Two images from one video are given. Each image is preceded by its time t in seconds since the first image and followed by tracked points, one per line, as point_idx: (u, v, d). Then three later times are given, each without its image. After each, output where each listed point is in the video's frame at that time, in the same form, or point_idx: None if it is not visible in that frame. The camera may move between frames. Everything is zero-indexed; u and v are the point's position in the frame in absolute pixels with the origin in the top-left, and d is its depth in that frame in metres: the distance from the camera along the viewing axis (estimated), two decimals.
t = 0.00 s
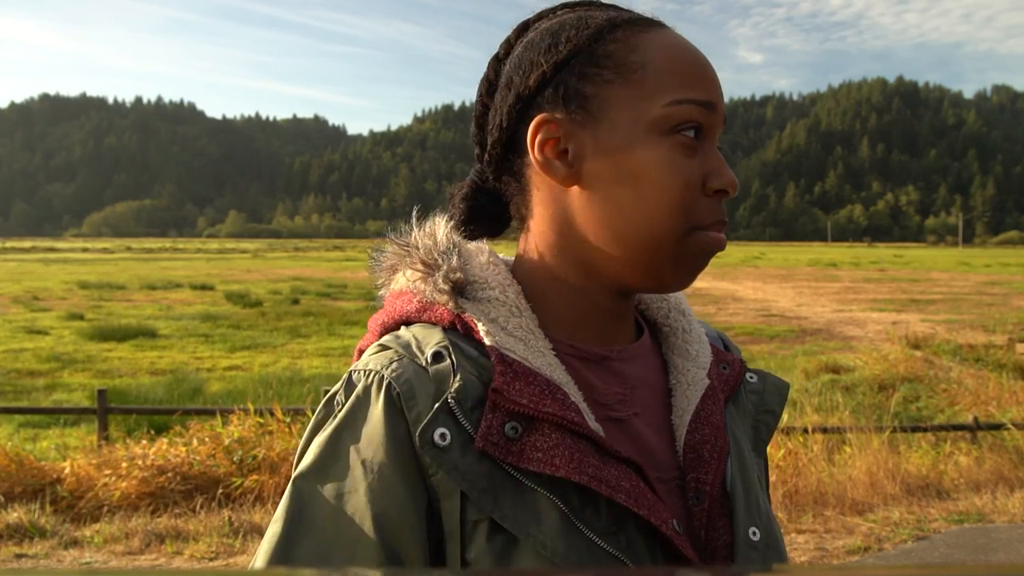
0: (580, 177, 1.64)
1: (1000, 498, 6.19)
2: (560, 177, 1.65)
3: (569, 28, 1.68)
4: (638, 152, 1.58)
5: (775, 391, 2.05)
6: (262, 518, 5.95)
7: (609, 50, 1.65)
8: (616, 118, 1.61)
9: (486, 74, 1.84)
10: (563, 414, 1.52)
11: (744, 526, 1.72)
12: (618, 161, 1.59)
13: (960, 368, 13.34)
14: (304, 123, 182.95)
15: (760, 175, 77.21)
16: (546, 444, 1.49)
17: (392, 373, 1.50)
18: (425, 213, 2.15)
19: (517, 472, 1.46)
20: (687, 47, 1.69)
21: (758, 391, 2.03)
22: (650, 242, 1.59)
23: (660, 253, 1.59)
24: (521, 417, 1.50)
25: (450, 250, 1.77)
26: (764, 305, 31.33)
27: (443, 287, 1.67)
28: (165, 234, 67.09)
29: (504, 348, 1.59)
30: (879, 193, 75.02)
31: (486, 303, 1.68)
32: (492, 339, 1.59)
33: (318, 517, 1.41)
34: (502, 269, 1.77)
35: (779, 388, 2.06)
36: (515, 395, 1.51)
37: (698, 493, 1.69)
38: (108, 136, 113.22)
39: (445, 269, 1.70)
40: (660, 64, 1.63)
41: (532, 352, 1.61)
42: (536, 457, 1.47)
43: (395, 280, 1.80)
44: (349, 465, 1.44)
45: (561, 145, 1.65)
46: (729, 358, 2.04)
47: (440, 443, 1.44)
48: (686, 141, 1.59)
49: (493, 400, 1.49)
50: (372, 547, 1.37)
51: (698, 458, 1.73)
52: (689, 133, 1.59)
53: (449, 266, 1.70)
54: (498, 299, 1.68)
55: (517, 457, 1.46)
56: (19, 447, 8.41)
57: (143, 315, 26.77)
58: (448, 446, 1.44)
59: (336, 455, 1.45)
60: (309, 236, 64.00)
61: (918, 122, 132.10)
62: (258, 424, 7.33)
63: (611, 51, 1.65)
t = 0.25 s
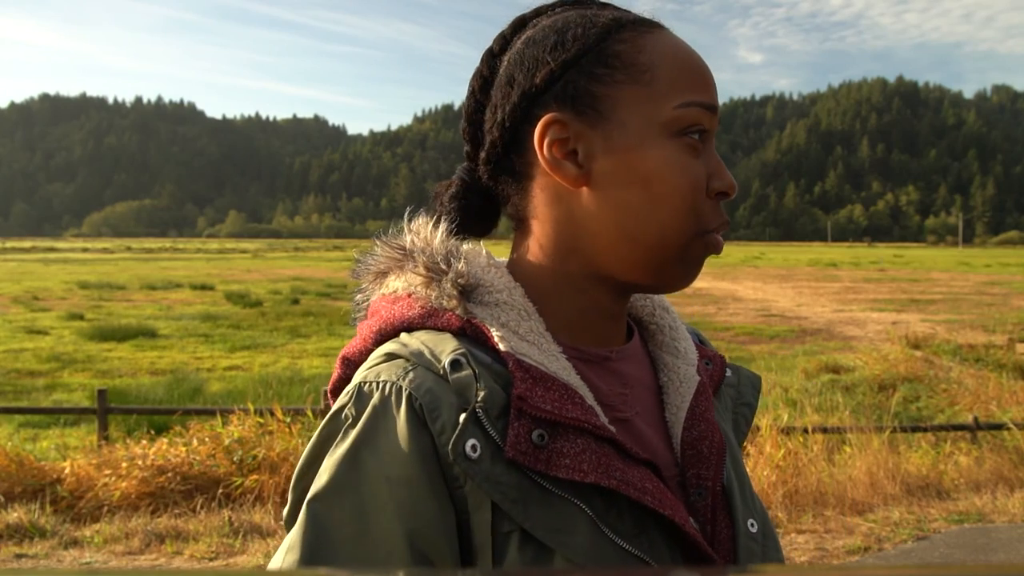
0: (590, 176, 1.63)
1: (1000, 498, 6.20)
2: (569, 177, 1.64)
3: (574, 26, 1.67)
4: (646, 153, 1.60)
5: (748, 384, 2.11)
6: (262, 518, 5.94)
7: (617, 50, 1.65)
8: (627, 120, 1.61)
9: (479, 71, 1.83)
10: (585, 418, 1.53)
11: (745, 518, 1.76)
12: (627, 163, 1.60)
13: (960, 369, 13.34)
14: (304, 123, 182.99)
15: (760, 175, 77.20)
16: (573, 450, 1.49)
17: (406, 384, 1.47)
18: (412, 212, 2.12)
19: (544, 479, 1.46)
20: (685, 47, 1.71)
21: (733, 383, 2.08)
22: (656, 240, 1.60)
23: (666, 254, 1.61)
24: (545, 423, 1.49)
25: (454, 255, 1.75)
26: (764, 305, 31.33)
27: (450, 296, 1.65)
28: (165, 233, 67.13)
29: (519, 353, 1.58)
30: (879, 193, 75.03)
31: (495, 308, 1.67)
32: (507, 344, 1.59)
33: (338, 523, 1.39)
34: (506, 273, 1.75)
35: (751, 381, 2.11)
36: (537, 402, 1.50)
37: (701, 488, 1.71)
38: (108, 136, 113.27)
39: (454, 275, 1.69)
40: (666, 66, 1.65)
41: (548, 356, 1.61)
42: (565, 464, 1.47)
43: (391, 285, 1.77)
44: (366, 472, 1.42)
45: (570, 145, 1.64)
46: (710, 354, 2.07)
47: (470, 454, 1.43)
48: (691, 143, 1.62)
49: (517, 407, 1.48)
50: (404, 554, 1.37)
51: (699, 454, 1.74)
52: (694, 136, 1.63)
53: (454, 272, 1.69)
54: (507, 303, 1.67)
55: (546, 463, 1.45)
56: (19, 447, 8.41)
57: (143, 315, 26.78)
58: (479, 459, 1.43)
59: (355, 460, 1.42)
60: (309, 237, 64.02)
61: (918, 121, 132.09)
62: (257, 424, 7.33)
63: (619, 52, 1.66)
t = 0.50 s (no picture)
0: (593, 178, 1.63)
1: (1000, 498, 6.20)
2: (569, 180, 1.64)
3: (573, 25, 1.67)
4: (648, 152, 1.60)
5: (742, 383, 2.11)
6: (262, 518, 5.94)
7: (618, 52, 1.65)
8: (629, 120, 1.61)
9: (475, 71, 1.82)
10: (585, 421, 1.53)
11: (744, 515, 1.76)
12: (629, 162, 1.60)
13: (960, 369, 13.33)
14: (304, 123, 182.93)
15: (759, 175, 77.17)
16: (575, 453, 1.49)
17: (405, 389, 1.47)
18: (407, 215, 2.12)
19: (545, 483, 1.46)
20: (685, 46, 1.71)
21: (728, 382, 2.09)
22: (657, 241, 1.60)
23: (667, 253, 1.60)
24: (545, 428, 1.49)
25: (450, 257, 1.74)
26: (764, 305, 31.32)
27: (446, 299, 1.65)
28: (165, 234, 67.07)
29: (517, 357, 1.58)
30: (879, 193, 75.00)
31: (493, 311, 1.66)
32: (505, 350, 1.58)
33: (339, 528, 1.39)
34: (502, 276, 1.75)
35: (746, 378, 2.12)
36: (537, 406, 1.50)
37: (701, 489, 1.71)
38: (108, 136, 113.27)
39: (449, 278, 1.68)
40: (666, 66, 1.65)
41: (545, 360, 1.61)
42: (567, 468, 1.47)
43: (386, 289, 1.78)
44: (366, 476, 1.42)
45: (572, 147, 1.64)
46: (705, 351, 2.07)
47: (473, 460, 1.43)
48: (693, 143, 1.62)
49: (518, 411, 1.48)
50: (405, 557, 1.38)
51: (698, 454, 1.74)
52: (693, 134, 1.63)
53: (451, 274, 1.69)
54: (503, 306, 1.67)
55: (547, 468, 1.46)
56: (19, 447, 8.40)
57: (143, 315, 26.77)
58: (480, 464, 1.43)
59: (352, 470, 1.42)
60: (309, 237, 64.01)
61: (918, 121, 132.15)
62: (257, 424, 7.33)
63: (620, 51, 1.66)
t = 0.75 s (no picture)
0: (594, 177, 1.63)
1: (1000, 498, 6.20)
2: (570, 178, 1.64)
3: (574, 24, 1.67)
4: (646, 152, 1.60)
5: (747, 386, 2.10)
6: (262, 518, 5.94)
7: (619, 53, 1.65)
8: (628, 120, 1.62)
9: (477, 70, 1.82)
10: (579, 423, 1.53)
11: (746, 520, 1.76)
12: (628, 161, 1.60)
13: (960, 369, 13.33)
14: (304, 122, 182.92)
15: (759, 175, 77.18)
16: (571, 454, 1.49)
17: (401, 391, 1.47)
18: (407, 216, 2.12)
19: (541, 483, 1.46)
20: (687, 48, 1.71)
21: (732, 384, 2.08)
22: (656, 240, 1.60)
23: (667, 254, 1.60)
24: (541, 429, 1.50)
25: (448, 258, 1.75)
26: (764, 305, 31.32)
27: (444, 299, 1.65)
28: (165, 234, 67.04)
29: (514, 356, 1.58)
30: (879, 193, 74.99)
31: (490, 311, 1.67)
32: (502, 350, 1.58)
33: (337, 528, 1.39)
34: (500, 276, 1.75)
35: (751, 382, 2.12)
36: (534, 406, 1.50)
37: (703, 491, 1.71)
38: (108, 136, 113.27)
39: (447, 278, 1.68)
40: (667, 67, 1.65)
41: (542, 361, 1.61)
42: (563, 469, 1.47)
43: (385, 290, 1.78)
44: (360, 477, 1.42)
45: (571, 146, 1.64)
46: (708, 353, 2.07)
47: (467, 462, 1.42)
48: (693, 144, 1.62)
49: (513, 412, 1.48)
50: (401, 557, 1.37)
51: (697, 456, 1.74)
52: (694, 136, 1.63)
53: (448, 275, 1.69)
54: (501, 307, 1.67)
55: (543, 469, 1.46)
56: (19, 447, 8.40)
57: (143, 315, 26.77)
58: (475, 466, 1.43)
59: (349, 472, 1.41)
60: (309, 237, 64.00)
61: (918, 121, 132.14)
62: (257, 424, 7.33)
63: (622, 52, 1.66)
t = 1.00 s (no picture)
0: (596, 177, 1.63)
1: (1000, 498, 6.20)
2: (575, 178, 1.63)
3: (584, 23, 1.67)
4: (649, 153, 1.60)
5: (750, 390, 2.11)
6: (262, 518, 5.94)
7: (625, 52, 1.66)
8: (635, 119, 1.61)
9: (484, 67, 1.83)
10: (576, 420, 1.53)
11: (743, 523, 1.76)
12: (630, 162, 1.60)
13: (960, 369, 13.34)
14: (304, 122, 182.89)
15: (759, 175, 77.14)
16: (565, 453, 1.50)
17: (397, 388, 1.47)
18: (410, 213, 2.12)
19: (536, 482, 1.46)
20: (696, 52, 1.71)
21: (735, 387, 2.08)
22: (658, 243, 1.60)
23: (668, 255, 1.60)
24: (536, 427, 1.50)
25: (446, 256, 1.75)
26: (764, 305, 31.33)
27: (442, 297, 1.66)
28: (165, 233, 67.04)
29: (511, 354, 1.58)
30: (879, 193, 75.01)
31: (485, 308, 1.67)
32: (499, 347, 1.59)
33: (335, 522, 1.39)
34: (499, 274, 1.75)
35: (752, 386, 2.12)
36: (531, 404, 1.50)
37: (700, 492, 1.71)
38: (108, 136, 113.40)
39: (446, 277, 1.70)
40: (673, 70, 1.66)
41: (542, 359, 1.61)
42: (557, 467, 1.47)
43: (385, 288, 1.78)
44: (357, 473, 1.42)
45: (578, 142, 1.63)
46: (712, 356, 2.06)
47: (462, 459, 1.43)
48: (697, 146, 1.62)
49: (509, 409, 1.48)
50: (395, 557, 1.37)
51: (696, 457, 1.74)
52: (698, 140, 1.63)
53: (447, 271, 1.70)
54: (499, 304, 1.68)
55: (537, 466, 1.46)
56: (19, 447, 8.40)
57: (143, 315, 26.77)
58: (470, 462, 1.43)
59: (345, 469, 1.42)
60: (309, 237, 64.01)
61: (918, 121, 132.15)
62: (258, 424, 7.33)
63: (630, 52, 1.66)
